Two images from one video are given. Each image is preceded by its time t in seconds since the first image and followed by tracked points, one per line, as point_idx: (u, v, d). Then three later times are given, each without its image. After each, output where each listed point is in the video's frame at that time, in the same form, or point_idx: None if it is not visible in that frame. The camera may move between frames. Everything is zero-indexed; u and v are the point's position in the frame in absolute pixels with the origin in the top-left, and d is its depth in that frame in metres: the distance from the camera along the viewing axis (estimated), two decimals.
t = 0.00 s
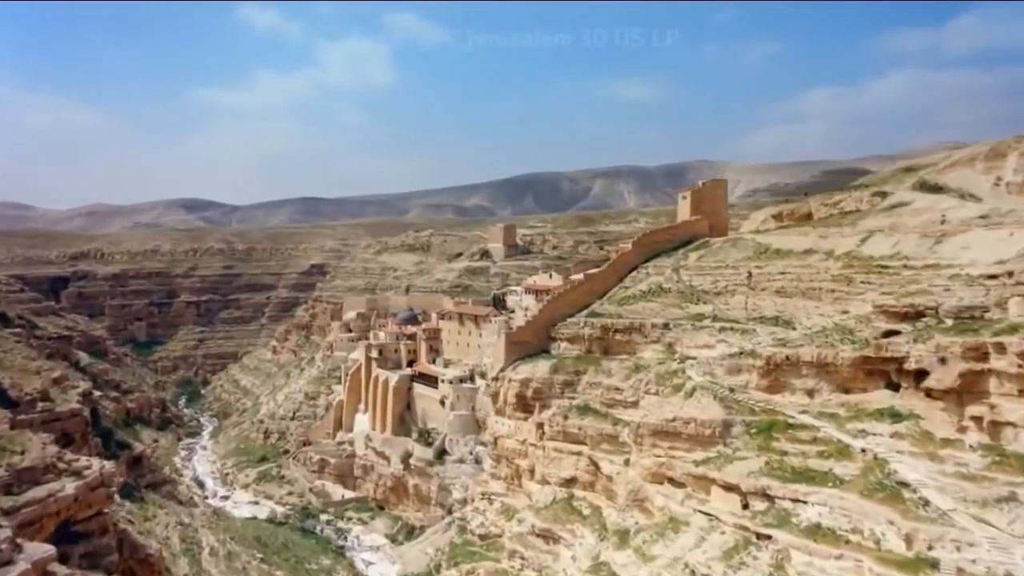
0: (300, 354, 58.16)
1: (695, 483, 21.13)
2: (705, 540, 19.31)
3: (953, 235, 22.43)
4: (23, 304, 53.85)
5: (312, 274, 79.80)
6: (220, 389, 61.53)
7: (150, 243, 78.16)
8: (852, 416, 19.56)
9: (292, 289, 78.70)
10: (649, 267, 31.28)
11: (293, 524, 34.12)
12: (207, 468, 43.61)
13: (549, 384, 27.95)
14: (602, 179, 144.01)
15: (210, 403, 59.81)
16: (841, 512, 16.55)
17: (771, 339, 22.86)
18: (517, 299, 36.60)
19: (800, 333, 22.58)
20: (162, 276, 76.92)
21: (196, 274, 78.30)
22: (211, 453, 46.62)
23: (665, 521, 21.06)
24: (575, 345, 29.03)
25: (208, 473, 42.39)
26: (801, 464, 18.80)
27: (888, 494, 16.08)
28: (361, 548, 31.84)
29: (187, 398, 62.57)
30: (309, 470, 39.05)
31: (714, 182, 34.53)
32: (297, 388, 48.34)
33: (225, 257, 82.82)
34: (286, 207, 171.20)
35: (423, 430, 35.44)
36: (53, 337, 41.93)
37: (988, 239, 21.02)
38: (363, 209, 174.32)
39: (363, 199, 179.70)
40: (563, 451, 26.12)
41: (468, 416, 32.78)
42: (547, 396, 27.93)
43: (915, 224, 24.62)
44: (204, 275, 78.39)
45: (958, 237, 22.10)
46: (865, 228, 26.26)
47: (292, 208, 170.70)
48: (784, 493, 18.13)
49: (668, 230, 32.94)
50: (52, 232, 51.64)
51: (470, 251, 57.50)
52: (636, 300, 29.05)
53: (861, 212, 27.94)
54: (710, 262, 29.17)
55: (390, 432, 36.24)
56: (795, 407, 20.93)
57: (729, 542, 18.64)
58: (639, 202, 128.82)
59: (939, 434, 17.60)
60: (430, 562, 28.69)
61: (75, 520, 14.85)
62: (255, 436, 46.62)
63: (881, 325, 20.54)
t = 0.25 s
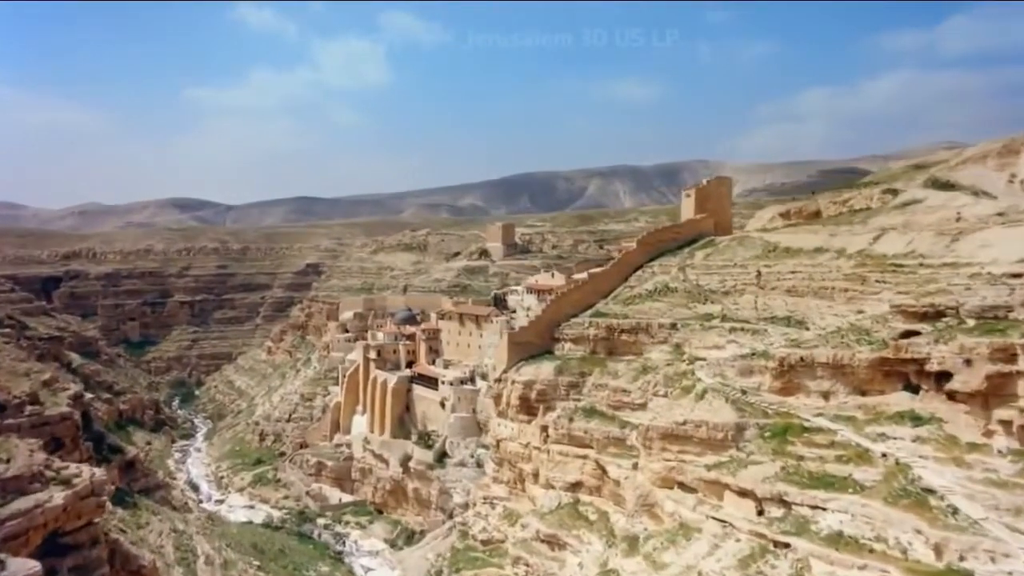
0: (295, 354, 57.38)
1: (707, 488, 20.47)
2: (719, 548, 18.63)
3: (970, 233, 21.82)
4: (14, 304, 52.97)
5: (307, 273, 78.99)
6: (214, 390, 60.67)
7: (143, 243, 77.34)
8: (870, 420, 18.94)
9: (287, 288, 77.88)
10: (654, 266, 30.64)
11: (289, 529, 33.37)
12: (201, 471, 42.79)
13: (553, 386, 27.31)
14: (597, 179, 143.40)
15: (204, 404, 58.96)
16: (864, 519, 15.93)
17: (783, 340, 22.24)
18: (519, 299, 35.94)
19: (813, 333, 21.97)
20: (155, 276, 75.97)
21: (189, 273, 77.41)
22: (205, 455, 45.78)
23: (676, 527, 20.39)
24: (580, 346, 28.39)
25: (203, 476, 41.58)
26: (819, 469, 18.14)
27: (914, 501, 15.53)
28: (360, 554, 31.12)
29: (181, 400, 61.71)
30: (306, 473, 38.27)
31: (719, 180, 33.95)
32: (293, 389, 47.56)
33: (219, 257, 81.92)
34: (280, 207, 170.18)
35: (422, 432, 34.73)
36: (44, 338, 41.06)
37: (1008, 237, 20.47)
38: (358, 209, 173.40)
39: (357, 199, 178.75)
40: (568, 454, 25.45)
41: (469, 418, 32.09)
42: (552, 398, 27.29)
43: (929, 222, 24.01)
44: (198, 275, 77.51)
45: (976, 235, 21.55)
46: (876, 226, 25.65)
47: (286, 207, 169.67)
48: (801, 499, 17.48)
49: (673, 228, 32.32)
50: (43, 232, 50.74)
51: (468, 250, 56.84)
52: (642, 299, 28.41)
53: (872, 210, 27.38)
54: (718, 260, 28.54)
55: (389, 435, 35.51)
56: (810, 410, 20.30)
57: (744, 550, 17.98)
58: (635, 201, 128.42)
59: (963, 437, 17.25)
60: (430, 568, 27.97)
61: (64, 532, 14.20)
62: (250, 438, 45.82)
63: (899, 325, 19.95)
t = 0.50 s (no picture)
0: (291, 355, 56.61)
1: (720, 494, 19.82)
2: (734, 556, 17.95)
3: (988, 231, 21.34)
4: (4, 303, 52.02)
5: (302, 273, 78.16)
6: (208, 391, 59.82)
7: (136, 242, 76.30)
8: (890, 423, 18.35)
9: (282, 288, 77.03)
10: (660, 265, 30.00)
11: (286, 534, 32.62)
12: (195, 474, 41.98)
13: (558, 388, 26.66)
14: (592, 179, 142.70)
15: (198, 406, 58.10)
16: (890, 528, 15.35)
17: (797, 341, 21.62)
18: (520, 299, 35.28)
19: (828, 333, 21.36)
20: (148, 275, 74.99)
21: (183, 273, 76.49)
22: (199, 458, 44.96)
23: (688, 534, 19.72)
24: (585, 347, 27.74)
25: (197, 479, 40.76)
26: (838, 474, 17.52)
27: (943, 510, 15.08)
28: (358, 559, 30.42)
29: (174, 401, 60.83)
30: (302, 476, 37.49)
31: (723, 177, 33.29)
32: (289, 390, 46.78)
33: (212, 256, 81.01)
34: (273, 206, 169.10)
35: (422, 434, 34.02)
36: (34, 338, 40.19)
37: None
38: (352, 209, 172.45)
39: (351, 199, 177.80)
40: (574, 458, 24.78)
41: (470, 420, 31.42)
42: (556, 400, 26.63)
43: (944, 220, 23.43)
44: (192, 274, 76.61)
45: (994, 233, 21.03)
46: (889, 224, 25.08)
47: (280, 207, 168.58)
48: (821, 506, 16.85)
49: (678, 227, 31.71)
50: (34, 230, 49.82)
51: (466, 249, 56.17)
52: (648, 299, 27.78)
53: (883, 208, 26.82)
54: (726, 259, 27.92)
55: (388, 437, 34.79)
56: (825, 413, 19.68)
57: (762, 558, 17.34)
58: (631, 201, 127.89)
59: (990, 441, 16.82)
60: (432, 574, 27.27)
61: (52, 545, 13.43)
62: (245, 440, 45.03)
63: (918, 326, 19.42)
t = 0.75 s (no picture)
0: (286, 356, 55.82)
1: (733, 499, 19.16)
2: (751, 565, 17.27)
3: (1008, 229, 20.86)
4: None
5: (296, 273, 77.31)
6: (202, 393, 58.98)
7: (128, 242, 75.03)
8: (911, 427, 17.78)
9: (276, 288, 76.17)
10: (666, 264, 29.36)
11: (283, 540, 31.88)
12: (189, 477, 41.19)
13: (563, 390, 25.99)
14: (587, 179, 142.03)
15: (191, 408, 57.25)
16: (918, 537, 14.79)
17: (811, 342, 21.00)
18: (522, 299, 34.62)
19: (843, 334, 20.75)
20: (141, 275, 74.06)
21: (176, 273, 75.60)
22: (193, 461, 44.16)
23: (701, 541, 19.03)
24: (590, 348, 27.10)
25: (191, 483, 39.97)
26: (858, 480, 16.91)
27: (974, 518, 14.58)
28: (357, 565, 29.71)
29: (167, 402, 59.96)
30: (298, 480, 36.71)
31: (727, 174, 32.35)
32: (285, 392, 46.02)
33: (206, 256, 80.11)
34: (267, 206, 168.04)
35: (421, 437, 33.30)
36: (24, 339, 39.34)
37: None
38: (346, 208, 171.55)
39: (345, 199, 176.91)
40: (580, 462, 24.13)
41: (472, 423, 30.73)
42: (561, 403, 25.97)
43: (959, 217, 22.89)
44: (185, 275, 75.73)
45: (1013, 232, 20.52)
46: (902, 222, 24.50)
47: (274, 207, 167.58)
48: (842, 513, 16.22)
49: (683, 225, 31.08)
50: (25, 230, 48.93)
51: (464, 249, 55.48)
52: (654, 299, 27.15)
53: (894, 206, 26.26)
54: (733, 258, 27.31)
55: (387, 441, 34.05)
56: (842, 417, 19.06)
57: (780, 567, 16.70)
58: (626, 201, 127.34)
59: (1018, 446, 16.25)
60: None
61: (39, 559, 12.75)
62: (240, 443, 44.24)
63: (938, 327, 18.88)
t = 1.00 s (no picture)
0: (281, 356, 55.01)
1: (748, 505, 18.52)
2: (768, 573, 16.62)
3: None
4: None
5: (291, 272, 76.46)
6: (195, 394, 58.11)
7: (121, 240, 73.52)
8: (933, 431, 17.22)
9: (271, 288, 75.30)
10: (672, 263, 28.75)
11: (280, 545, 31.13)
12: (183, 480, 40.37)
13: (568, 392, 25.32)
14: (582, 179, 141.48)
15: (185, 409, 56.38)
16: (947, 546, 14.26)
17: (827, 342, 20.39)
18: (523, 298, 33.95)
19: (859, 335, 20.15)
20: (134, 274, 73.04)
21: (169, 272, 74.62)
22: (187, 463, 43.34)
23: (715, 548, 18.37)
24: (596, 349, 26.46)
25: (184, 486, 39.15)
26: (880, 485, 16.32)
27: (1006, 527, 14.08)
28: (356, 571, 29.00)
29: (160, 403, 59.07)
30: (294, 483, 35.93)
31: (732, 172, 31.73)
32: (280, 393, 45.23)
33: (200, 255, 79.15)
34: (260, 205, 166.77)
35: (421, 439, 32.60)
36: (14, 340, 38.44)
37: None
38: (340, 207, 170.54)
39: (339, 198, 175.86)
40: (586, 465, 23.48)
41: (473, 425, 30.05)
42: (567, 405, 25.31)
43: (976, 215, 22.37)
44: (178, 274, 74.78)
45: None
46: (915, 219, 23.96)
47: (268, 206, 166.41)
48: (865, 520, 15.62)
49: (688, 223, 30.46)
50: (15, 229, 47.95)
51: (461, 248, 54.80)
52: (661, 299, 26.53)
53: (907, 203, 25.72)
54: (742, 256, 26.71)
55: (385, 443, 33.33)
56: (861, 419, 18.44)
57: None
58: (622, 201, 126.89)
59: None
60: None
61: None
62: (235, 445, 43.44)
63: (960, 327, 18.34)
